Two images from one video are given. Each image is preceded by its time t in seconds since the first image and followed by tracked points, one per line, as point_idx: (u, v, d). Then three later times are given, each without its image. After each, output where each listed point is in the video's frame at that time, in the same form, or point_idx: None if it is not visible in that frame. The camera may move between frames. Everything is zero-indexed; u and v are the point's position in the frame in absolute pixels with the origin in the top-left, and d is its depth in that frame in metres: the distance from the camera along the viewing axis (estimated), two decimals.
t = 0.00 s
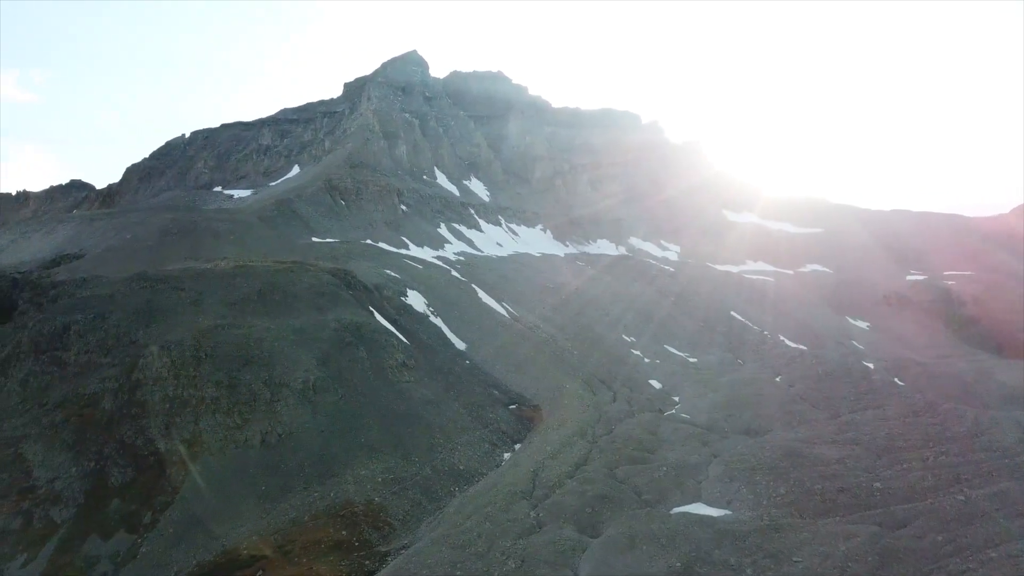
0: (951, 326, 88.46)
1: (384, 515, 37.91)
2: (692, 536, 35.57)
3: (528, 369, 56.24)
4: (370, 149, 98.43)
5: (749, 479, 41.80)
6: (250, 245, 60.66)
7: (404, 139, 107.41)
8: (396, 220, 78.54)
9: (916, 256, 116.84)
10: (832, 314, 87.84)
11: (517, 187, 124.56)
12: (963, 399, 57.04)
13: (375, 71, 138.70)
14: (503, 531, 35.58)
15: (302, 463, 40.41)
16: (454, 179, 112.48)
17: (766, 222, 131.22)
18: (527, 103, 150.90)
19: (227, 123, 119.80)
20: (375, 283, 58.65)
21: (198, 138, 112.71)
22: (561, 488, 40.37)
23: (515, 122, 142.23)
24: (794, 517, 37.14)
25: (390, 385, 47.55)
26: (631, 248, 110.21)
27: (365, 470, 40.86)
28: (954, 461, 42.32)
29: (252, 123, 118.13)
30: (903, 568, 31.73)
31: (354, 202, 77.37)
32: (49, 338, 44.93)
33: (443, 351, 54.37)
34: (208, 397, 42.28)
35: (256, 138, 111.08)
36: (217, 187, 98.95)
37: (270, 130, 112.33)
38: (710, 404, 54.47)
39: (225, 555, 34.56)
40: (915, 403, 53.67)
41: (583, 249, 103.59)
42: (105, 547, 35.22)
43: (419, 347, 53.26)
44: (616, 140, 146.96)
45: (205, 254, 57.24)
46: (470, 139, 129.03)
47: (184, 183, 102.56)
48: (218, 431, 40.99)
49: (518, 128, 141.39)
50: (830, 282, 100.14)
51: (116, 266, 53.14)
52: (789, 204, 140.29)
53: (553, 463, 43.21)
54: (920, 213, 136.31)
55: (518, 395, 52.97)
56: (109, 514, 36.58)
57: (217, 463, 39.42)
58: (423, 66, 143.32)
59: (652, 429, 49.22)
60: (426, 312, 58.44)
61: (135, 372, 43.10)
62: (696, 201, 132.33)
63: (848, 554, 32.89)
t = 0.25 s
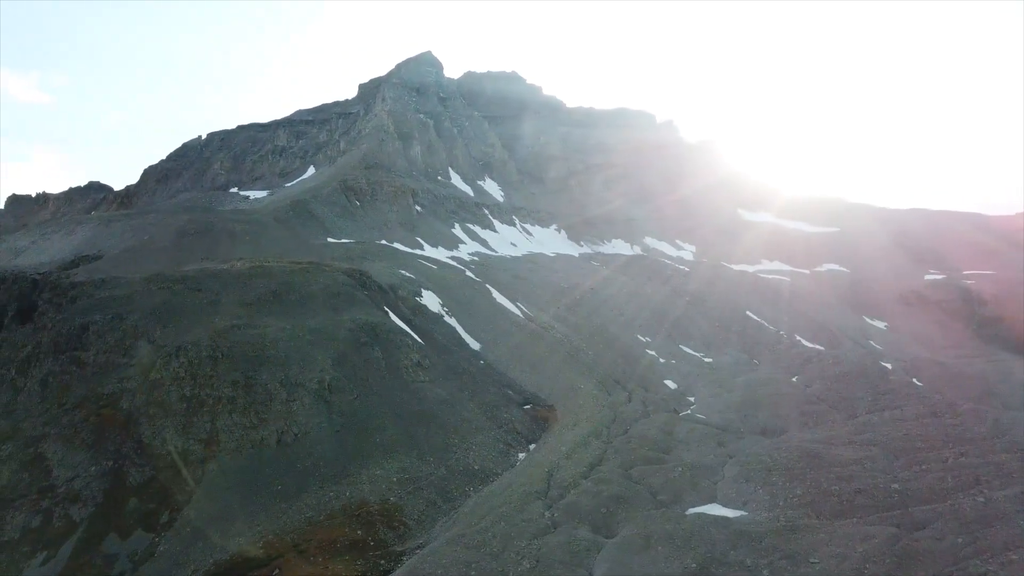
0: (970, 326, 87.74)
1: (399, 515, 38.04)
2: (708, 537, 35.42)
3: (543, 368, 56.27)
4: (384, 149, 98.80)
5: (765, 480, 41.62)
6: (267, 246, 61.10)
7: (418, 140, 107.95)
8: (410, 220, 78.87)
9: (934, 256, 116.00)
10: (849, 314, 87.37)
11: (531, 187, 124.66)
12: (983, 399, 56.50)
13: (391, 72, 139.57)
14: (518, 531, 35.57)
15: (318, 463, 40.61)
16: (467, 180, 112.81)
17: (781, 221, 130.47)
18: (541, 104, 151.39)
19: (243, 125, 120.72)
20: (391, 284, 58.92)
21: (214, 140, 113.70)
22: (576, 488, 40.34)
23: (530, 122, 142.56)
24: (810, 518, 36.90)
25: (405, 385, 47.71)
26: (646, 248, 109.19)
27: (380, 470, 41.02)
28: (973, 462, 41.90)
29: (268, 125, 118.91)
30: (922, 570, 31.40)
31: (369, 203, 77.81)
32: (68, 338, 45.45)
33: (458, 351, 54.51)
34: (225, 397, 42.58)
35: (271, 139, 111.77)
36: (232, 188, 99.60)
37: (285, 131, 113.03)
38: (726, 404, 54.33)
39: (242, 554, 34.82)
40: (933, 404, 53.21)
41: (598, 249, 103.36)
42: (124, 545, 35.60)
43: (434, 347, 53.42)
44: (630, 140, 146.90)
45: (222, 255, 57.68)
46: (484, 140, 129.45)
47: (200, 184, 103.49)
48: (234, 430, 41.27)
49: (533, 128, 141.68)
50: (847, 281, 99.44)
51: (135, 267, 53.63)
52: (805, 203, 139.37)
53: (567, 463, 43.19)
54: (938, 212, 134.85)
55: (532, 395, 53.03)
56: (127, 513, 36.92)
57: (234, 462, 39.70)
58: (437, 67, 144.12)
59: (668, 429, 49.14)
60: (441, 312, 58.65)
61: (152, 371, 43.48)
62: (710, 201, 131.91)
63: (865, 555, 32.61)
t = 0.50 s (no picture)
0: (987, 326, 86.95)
1: (412, 515, 38.10)
2: (721, 538, 35.17)
3: (555, 368, 56.24)
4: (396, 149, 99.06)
5: (779, 481, 41.39)
6: (281, 247, 61.45)
7: (430, 141, 108.33)
8: (423, 221, 79.11)
9: (950, 256, 115.15)
10: (864, 314, 86.82)
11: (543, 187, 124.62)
12: (1001, 401, 55.93)
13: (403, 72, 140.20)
14: (531, 531, 35.52)
15: (332, 463, 40.75)
16: (479, 180, 113.07)
17: (796, 220, 129.58)
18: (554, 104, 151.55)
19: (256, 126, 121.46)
20: (404, 284, 59.14)
21: (228, 141, 114.40)
22: (589, 489, 40.25)
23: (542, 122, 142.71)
24: (825, 519, 36.60)
25: (417, 385, 47.81)
26: (660, 248, 108.96)
27: (393, 469, 41.12)
28: (991, 463, 41.43)
29: (281, 126, 119.51)
30: (940, 571, 30.91)
31: (382, 203, 78.09)
32: (85, 338, 45.94)
33: (470, 351, 54.56)
34: (239, 397, 42.77)
35: (285, 140, 112.37)
36: (246, 190, 100.12)
37: (298, 133, 113.64)
38: (740, 405, 54.15)
39: (257, 553, 35.00)
40: (950, 405, 52.73)
41: (611, 249, 103.01)
42: (140, 544, 35.84)
43: (447, 347, 53.52)
44: (643, 139, 146.54)
45: (236, 255, 58.02)
46: (496, 140, 129.71)
47: (214, 185, 104.18)
48: (248, 430, 41.47)
49: (545, 128, 141.79)
50: (862, 280, 98.72)
51: (150, 267, 54.05)
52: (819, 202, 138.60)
53: (580, 463, 43.12)
54: (955, 212, 133.56)
55: (545, 395, 53.06)
56: (143, 511, 37.22)
57: (248, 461, 39.88)
58: (450, 68, 144.52)
59: (681, 429, 49.00)
60: (453, 312, 58.83)
61: (167, 371, 43.78)
62: (723, 200, 131.55)
63: (881, 556, 32.27)
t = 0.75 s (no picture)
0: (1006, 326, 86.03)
1: (426, 514, 38.17)
2: (737, 539, 34.97)
3: (569, 368, 56.22)
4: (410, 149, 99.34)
5: (795, 482, 41.17)
6: (296, 247, 61.84)
7: (444, 141, 108.54)
8: (437, 221, 79.40)
9: (969, 255, 114.14)
10: (881, 313, 86.28)
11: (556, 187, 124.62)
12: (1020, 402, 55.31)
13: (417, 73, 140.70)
14: (546, 531, 35.50)
15: (346, 463, 40.90)
16: (493, 180, 113.24)
17: (811, 219, 128.72)
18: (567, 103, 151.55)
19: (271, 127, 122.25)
20: (418, 284, 59.31)
21: (243, 142, 115.19)
22: (603, 489, 40.20)
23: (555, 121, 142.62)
24: (841, 520, 36.30)
25: (432, 385, 47.93)
26: (674, 248, 109.07)
27: (408, 469, 41.21)
28: (1011, 464, 40.93)
29: (296, 127, 120.25)
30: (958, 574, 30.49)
31: (396, 203, 78.41)
32: (103, 338, 46.44)
33: (484, 351, 54.65)
34: (254, 397, 43.01)
35: (300, 141, 113.09)
36: (262, 191, 100.82)
37: (313, 134, 114.31)
38: (755, 405, 53.96)
39: (272, 552, 35.23)
40: (968, 406, 52.22)
41: (625, 249, 102.98)
42: (157, 542, 36.17)
43: (461, 347, 53.64)
44: (657, 137, 146.16)
45: (252, 256, 58.42)
46: (510, 139, 129.83)
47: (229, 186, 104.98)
48: (264, 429, 41.70)
49: (559, 127, 141.65)
50: (879, 280, 98.12)
51: (167, 267, 54.51)
52: (835, 201, 137.73)
53: (594, 464, 43.06)
54: (974, 211, 132.20)
55: (559, 395, 53.07)
56: (160, 510, 37.55)
57: (263, 461, 40.11)
58: (463, 67, 144.78)
59: (696, 430, 48.87)
60: (467, 312, 58.99)
61: (183, 372, 44.10)
62: (738, 199, 131.11)
63: (899, 558, 31.89)
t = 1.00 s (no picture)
0: None
1: (439, 514, 38.22)
2: (751, 539, 34.71)
3: (581, 368, 56.17)
4: (423, 149, 99.49)
5: (809, 483, 40.91)
6: (310, 247, 62.18)
7: (456, 141, 108.79)
8: (449, 221, 79.65)
9: (986, 254, 113.14)
10: (896, 313, 85.81)
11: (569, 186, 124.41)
12: None
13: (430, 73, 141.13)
14: (558, 532, 35.44)
15: (359, 462, 41.03)
16: (505, 180, 113.34)
17: (824, 217, 127.97)
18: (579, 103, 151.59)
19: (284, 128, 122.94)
20: (431, 284, 59.48)
21: (256, 143, 115.77)
22: (616, 489, 40.09)
23: (568, 120, 142.35)
24: (856, 521, 35.97)
25: (444, 385, 48.04)
26: (686, 247, 108.99)
27: (420, 469, 41.31)
28: None
29: (308, 128, 120.81)
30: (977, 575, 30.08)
31: (409, 204, 78.70)
32: (118, 339, 46.83)
33: (496, 351, 54.66)
34: (268, 396, 43.22)
35: (313, 142, 113.62)
36: (275, 191, 101.33)
37: (326, 134, 114.83)
38: (769, 406, 53.76)
39: (286, 551, 35.43)
40: (985, 406, 51.68)
41: (638, 249, 102.77)
42: (172, 541, 36.43)
43: (473, 347, 53.75)
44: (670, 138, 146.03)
45: (265, 256, 58.73)
46: (522, 139, 129.95)
47: (243, 186, 105.36)
48: (277, 429, 41.90)
49: (571, 125, 141.34)
50: (894, 280, 97.56)
51: (182, 267, 54.88)
52: (849, 200, 136.88)
53: (607, 464, 43.00)
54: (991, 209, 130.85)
55: (571, 395, 53.08)
56: (174, 509, 37.83)
57: (276, 460, 40.32)
58: (475, 67, 145.05)
59: (709, 430, 48.70)
60: (479, 312, 59.12)
61: (197, 372, 44.39)
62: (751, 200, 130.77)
63: (915, 560, 31.44)
